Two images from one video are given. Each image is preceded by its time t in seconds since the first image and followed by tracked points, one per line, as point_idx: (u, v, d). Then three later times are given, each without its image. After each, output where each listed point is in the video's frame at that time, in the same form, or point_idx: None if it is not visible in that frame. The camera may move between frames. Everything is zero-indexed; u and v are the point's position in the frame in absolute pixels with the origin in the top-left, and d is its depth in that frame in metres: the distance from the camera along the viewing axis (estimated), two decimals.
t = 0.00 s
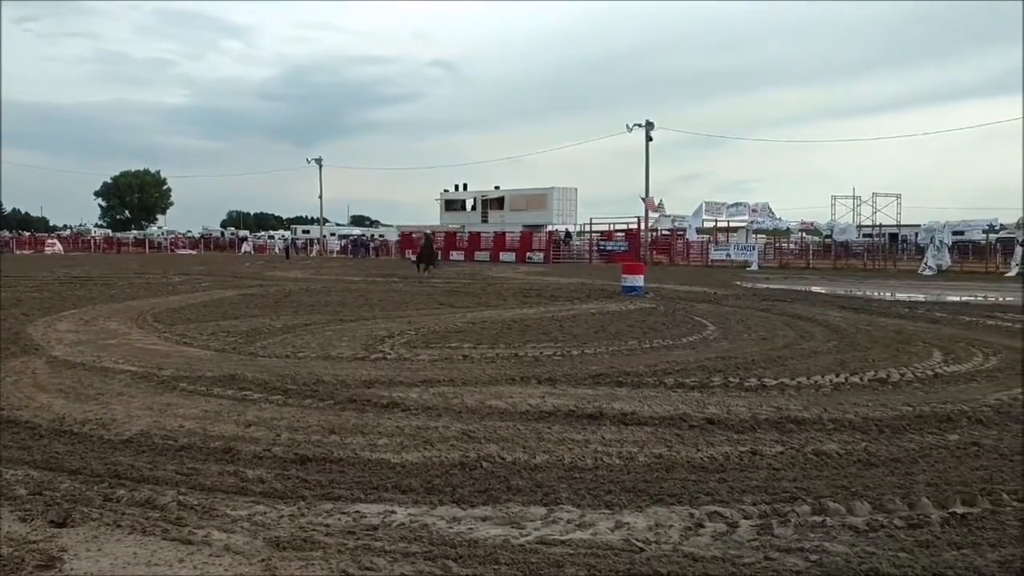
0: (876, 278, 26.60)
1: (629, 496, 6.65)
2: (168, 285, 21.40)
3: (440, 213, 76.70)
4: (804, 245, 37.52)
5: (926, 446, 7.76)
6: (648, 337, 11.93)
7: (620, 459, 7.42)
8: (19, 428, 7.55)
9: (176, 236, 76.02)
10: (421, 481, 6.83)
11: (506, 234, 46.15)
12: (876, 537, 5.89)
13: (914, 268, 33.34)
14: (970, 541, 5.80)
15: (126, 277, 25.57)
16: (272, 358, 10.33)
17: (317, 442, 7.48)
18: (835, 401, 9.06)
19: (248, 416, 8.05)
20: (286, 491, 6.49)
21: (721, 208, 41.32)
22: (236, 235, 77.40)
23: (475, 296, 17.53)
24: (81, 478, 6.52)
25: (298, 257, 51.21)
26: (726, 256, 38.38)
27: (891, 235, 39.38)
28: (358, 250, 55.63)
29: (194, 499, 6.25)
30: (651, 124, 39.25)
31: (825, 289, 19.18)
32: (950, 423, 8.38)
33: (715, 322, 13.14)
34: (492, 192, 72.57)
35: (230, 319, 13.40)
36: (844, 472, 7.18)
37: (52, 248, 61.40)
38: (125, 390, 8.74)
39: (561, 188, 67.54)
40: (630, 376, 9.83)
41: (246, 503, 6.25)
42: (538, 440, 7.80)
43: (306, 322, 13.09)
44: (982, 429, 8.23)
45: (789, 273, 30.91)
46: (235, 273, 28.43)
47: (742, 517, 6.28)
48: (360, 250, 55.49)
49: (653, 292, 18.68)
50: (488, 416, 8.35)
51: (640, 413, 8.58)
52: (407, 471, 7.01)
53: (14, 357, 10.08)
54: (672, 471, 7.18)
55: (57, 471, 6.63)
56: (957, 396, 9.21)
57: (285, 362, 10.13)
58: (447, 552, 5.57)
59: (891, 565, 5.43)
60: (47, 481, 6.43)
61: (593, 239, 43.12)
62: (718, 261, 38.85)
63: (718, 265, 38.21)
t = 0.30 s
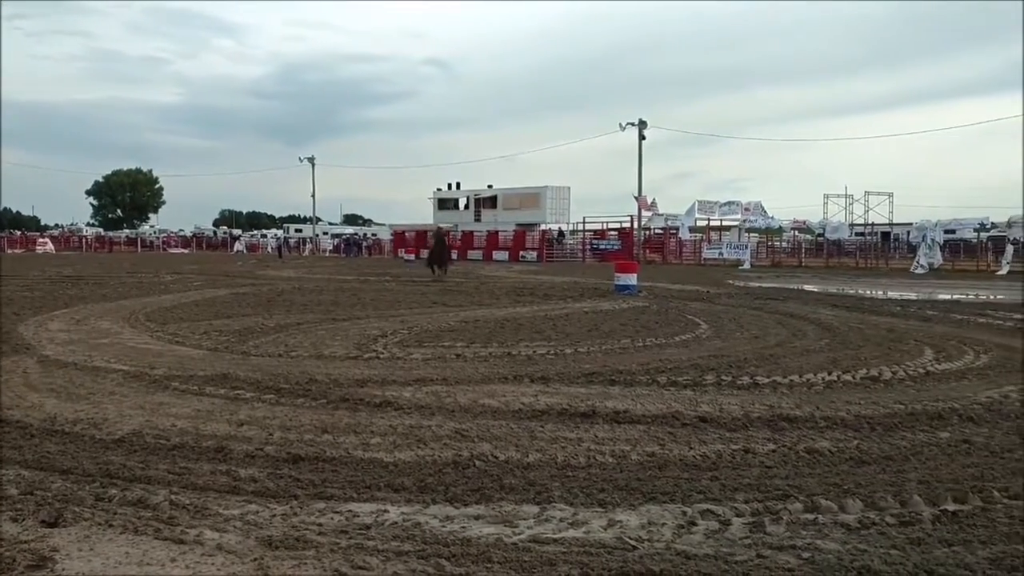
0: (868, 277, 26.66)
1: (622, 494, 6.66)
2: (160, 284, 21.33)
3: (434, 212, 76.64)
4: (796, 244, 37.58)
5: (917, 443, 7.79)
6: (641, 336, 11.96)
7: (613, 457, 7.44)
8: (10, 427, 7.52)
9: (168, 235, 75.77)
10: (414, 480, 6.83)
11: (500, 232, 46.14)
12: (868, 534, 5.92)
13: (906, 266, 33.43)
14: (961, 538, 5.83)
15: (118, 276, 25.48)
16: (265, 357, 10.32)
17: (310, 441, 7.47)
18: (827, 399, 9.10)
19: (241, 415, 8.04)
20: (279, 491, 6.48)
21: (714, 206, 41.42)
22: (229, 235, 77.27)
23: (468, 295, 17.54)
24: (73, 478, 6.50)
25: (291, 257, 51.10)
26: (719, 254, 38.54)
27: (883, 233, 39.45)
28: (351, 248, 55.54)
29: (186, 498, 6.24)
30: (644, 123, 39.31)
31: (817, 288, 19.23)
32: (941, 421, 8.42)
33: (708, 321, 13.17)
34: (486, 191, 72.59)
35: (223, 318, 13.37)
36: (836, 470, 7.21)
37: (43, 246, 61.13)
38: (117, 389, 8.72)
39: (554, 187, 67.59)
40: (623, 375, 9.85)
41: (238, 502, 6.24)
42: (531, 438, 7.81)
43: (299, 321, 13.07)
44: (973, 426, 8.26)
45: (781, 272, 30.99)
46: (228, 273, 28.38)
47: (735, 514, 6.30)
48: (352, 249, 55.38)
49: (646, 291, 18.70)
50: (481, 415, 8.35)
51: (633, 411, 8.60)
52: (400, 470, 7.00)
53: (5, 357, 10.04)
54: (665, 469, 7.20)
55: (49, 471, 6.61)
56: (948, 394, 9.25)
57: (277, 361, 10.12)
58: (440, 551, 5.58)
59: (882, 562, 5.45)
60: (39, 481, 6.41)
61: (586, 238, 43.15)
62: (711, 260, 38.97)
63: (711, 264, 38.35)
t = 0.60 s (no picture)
0: (864, 274, 26.69)
1: (619, 491, 6.67)
2: (156, 282, 21.29)
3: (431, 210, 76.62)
4: (792, 241, 37.57)
5: (914, 440, 7.81)
6: (638, 333, 11.96)
7: (610, 454, 7.44)
8: (7, 425, 7.51)
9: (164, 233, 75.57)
10: (412, 477, 6.83)
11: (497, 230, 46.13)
12: (865, 531, 5.92)
13: (903, 263, 33.48)
14: (958, 534, 5.84)
15: (114, 274, 25.42)
16: (262, 354, 10.30)
17: (307, 439, 7.47)
18: (824, 395, 9.11)
19: (238, 413, 8.03)
20: (276, 488, 6.47)
21: (711, 204, 41.48)
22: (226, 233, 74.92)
23: (465, 292, 17.52)
24: (69, 476, 6.49)
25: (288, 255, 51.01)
26: (716, 252, 38.63)
27: (879, 230, 39.49)
28: (348, 247, 55.45)
29: (183, 496, 6.24)
30: (641, 121, 39.34)
31: (813, 285, 19.27)
32: (938, 417, 8.43)
33: (705, 318, 13.17)
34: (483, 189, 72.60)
35: (219, 316, 13.35)
36: (833, 466, 7.22)
37: (40, 244, 60.95)
38: (114, 387, 8.71)
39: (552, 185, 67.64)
40: (621, 372, 9.85)
41: (236, 500, 6.24)
42: (528, 435, 7.81)
43: (296, 319, 13.06)
44: (970, 423, 8.28)
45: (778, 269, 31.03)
46: (225, 270, 28.36)
47: (732, 511, 6.31)
48: (349, 247, 55.30)
49: (643, 288, 18.71)
50: (478, 412, 8.35)
51: (631, 408, 8.60)
52: (397, 467, 7.00)
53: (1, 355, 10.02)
54: (662, 466, 7.21)
55: (45, 468, 6.60)
56: (944, 390, 9.26)
57: (274, 358, 10.10)
58: (437, 548, 5.57)
59: (880, 559, 5.46)
60: (36, 479, 6.40)
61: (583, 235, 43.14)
62: (708, 257, 39.07)
63: (708, 261, 38.40)
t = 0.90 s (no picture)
0: (852, 273, 26.79)
1: (608, 489, 6.68)
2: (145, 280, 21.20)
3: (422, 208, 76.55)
4: (782, 240, 37.69)
5: (902, 438, 7.84)
6: (628, 331, 11.97)
7: (599, 452, 7.45)
8: None
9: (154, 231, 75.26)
10: (401, 475, 6.83)
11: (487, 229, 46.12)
12: (852, 529, 5.95)
13: (892, 262, 33.64)
14: (944, 532, 5.87)
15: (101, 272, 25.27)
16: (251, 353, 10.27)
17: (296, 438, 7.45)
18: (812, 394, 9.15)
19: (226, 411, 8.01)
20: (264, 487, 6.46)
21: (700, 203, 41.66)
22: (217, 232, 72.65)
23: (455, 291, 17.52)
24: (55, 475, 6.46)
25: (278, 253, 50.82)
26: (706, 251, 38.71)
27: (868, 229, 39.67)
28: (338, 245, 55.35)
29: (170, 495, 6.22)
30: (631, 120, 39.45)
31: (802, 284, 19.35)
32: (926, 415, 8.47)
33: (694, 317, 13.20)
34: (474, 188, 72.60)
35: (208, 314, 13.30)
36: (821, 464, 7.25)
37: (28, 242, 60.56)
38: (101, 385, 8.67)
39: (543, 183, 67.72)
40: (610, 370, 9.86)
41: (223, 499, 6.22)
42: (517, 434, 7.81)
43: (285, 317, 13.03)
44: (957, 421, 8.33)
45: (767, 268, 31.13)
46: (215, 268, 28.28)
47: (720, 509, 6.33)
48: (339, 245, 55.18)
49: (633, 287, 18.74)
50: (468, 411, 8.35)
51: (620, 407, 8.61)
52: (386, 466, 6.99)
53: None
54: (651, 464, 7.22)
55: (31, 468, 6.57)
56: (931, 389, 9.31)
57: (263, 357, 10.08)
58: (426, 546, 5.57)
59: (867, 556, 5.48)
60: (22, 478, 6.37)
61: (573, 234, 43.18)
62: (698, 256, 39.16)
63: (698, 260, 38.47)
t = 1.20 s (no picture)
0: (833, 262, 26.94)
1: (592, 478, 6.71)
2: (128, 273, 21.08)
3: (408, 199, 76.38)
4: (766, 229, 37.85)
5: (883, 425, 7.92)
6: (612, 321, 12.01)
7: (583, 442, 7.48)
8: None
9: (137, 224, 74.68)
10: (385, 467, 6.84)
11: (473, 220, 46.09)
12: (833, 515, 6.01)
13: (875, 250, 33.87)
14: (924, 517, 5.94)
15: (83, 265, 25.08)
16: (234, 346, 10.24)
17: (279, 430, 7.45)
18: (795, 382, 9.21)
19: (210, 404, 8.00)
20: (247, 480, 6.46)
21: (685, 193, 41.80)
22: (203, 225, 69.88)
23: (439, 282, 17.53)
24: (36, 469, 6.44)
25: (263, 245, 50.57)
26: (690, 240, 38.80)
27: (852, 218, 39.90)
28: (324, 237, 55.16)
29: (152, 488, 6.21)
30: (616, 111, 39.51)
31: (785, 273, 19.47)
32: (906, 402, 8.55)
33: (678, 306, 13.27)
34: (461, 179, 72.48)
35: (190, 308, 13.25)
36: (803, 452, 7.31)
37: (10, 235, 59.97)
38: (83, 379, 8.64)
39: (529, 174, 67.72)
40: (594, 360, 9.90)
41: (206, 492, 6.22)
42: (501, 424, 7.83)
43: (269, 310, 13.00)
44: (937, 407, 8.41)
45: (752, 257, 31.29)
46: (198, 261, 28.13)
47: (703, 497, 6.37)
48: (325, 237, 55.02)
49: (617, 277, 18.79)
50: (452, 402, 8.37)
51: (604, 396, 8.65)
52: (370, 457, 7.00)
53: None
54: (634, 453, 7.26)
55: (12, 462, 6.54)
56: (912, 376, 9.40)
57: (247, 350, 10.05)
58: (409, 537, 5.59)
59: (847, 542, 5.54)
60: (2, 473, 6.34)
61: (559, 224, 43.19)
62: (682, 246, 39.00)
63: (683, 250, 38.57)
